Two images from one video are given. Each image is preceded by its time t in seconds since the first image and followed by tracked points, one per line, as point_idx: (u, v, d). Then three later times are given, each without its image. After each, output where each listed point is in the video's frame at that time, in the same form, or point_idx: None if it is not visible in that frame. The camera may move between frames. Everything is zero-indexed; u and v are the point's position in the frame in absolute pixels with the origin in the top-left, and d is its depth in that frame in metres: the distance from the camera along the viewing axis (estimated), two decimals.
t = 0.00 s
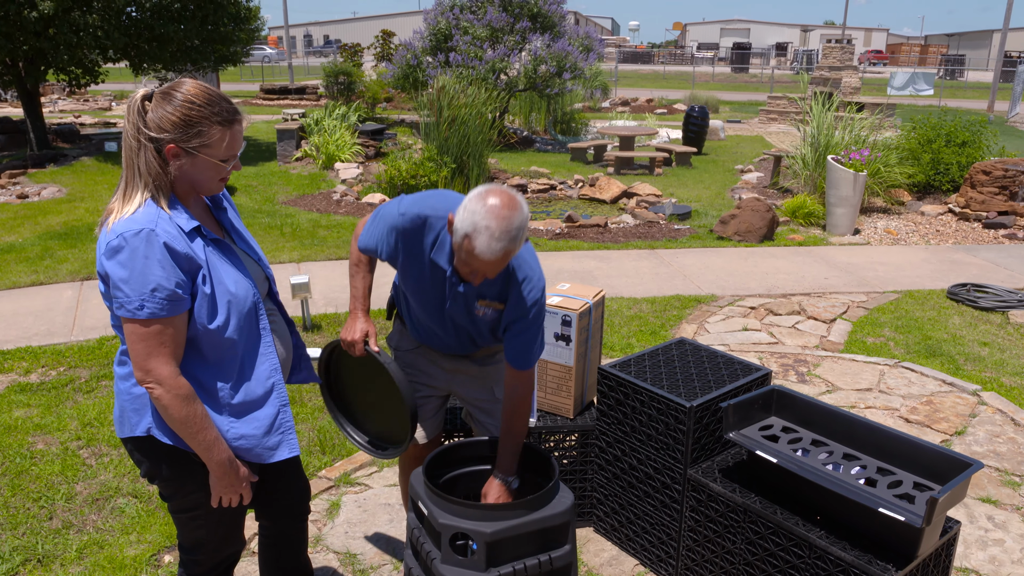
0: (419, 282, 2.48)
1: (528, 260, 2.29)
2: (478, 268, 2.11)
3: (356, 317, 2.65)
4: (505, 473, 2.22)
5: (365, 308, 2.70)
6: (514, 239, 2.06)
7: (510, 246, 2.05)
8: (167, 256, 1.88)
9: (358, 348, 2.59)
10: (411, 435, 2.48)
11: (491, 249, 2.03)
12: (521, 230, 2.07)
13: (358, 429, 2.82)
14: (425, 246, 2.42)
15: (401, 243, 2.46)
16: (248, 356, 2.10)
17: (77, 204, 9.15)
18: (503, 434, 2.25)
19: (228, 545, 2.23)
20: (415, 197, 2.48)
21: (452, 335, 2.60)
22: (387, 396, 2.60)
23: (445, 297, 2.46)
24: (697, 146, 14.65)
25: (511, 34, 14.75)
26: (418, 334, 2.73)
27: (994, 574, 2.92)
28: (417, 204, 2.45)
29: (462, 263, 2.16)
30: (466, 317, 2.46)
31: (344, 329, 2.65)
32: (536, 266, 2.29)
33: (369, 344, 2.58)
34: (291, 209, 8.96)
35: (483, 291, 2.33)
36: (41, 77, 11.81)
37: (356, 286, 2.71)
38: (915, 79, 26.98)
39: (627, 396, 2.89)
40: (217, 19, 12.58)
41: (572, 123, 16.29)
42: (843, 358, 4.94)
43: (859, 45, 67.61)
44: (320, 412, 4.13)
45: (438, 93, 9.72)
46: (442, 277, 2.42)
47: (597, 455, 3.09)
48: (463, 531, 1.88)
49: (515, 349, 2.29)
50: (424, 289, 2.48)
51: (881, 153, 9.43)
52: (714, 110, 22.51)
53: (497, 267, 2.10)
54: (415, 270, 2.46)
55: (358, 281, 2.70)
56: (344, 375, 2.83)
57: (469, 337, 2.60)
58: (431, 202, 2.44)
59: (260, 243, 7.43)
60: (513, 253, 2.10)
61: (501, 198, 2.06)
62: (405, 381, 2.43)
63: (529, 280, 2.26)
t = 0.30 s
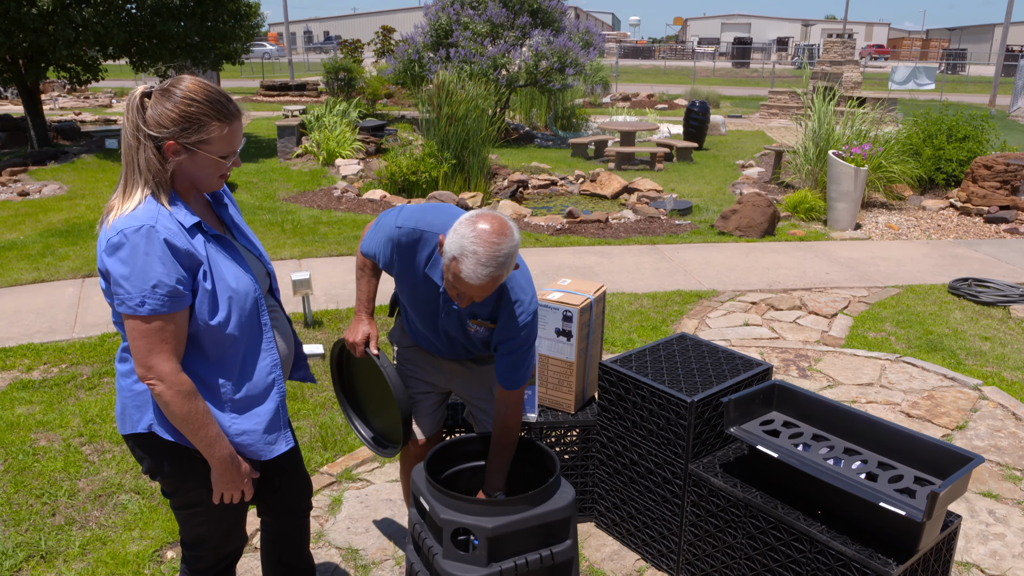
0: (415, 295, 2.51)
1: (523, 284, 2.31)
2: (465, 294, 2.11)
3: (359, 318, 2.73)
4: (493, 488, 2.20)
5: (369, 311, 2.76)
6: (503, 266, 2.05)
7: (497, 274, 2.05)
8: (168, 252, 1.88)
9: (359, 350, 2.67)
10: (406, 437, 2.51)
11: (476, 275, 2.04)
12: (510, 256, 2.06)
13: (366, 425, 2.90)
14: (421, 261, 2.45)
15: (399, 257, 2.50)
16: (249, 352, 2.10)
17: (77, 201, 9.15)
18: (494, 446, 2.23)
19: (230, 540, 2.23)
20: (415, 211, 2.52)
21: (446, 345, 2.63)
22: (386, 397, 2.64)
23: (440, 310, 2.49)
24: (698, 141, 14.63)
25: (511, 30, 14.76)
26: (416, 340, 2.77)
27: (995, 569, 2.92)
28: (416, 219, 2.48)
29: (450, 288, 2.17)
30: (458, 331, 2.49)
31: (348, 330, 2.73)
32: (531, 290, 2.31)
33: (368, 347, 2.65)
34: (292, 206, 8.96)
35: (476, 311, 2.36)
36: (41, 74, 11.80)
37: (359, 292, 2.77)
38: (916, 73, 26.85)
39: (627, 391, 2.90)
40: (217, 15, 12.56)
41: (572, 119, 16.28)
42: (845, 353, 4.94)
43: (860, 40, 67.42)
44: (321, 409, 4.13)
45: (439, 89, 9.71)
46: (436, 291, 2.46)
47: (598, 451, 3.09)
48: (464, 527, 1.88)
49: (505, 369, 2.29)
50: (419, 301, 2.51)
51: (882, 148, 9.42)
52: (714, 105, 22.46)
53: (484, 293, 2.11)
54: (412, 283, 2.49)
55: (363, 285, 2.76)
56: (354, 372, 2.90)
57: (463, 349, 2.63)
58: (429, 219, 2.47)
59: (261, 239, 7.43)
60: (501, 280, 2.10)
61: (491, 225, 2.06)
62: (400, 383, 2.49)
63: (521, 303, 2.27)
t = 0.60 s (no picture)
0: (413, 282, 2.49)
1: (518, 266, 2.25)
2: (452, 262, 2.08)
3: (359, 313, 2.72)
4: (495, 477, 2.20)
5: (369, 306, 2.77)
6: (493, 235, 2.02)
7: (486, 241, 2.01)
8: (168, 250, 1.88)
9: (359, 344, 2.68)
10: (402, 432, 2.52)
11: (463, 240, 2.01)
12: (502, 228, 2.03)
13: (366, 417, 2.91)
14: (418, 246, 2.43)
15: (398, 243, 2.49)
16: (249, 351, 2.10)
17: (77, 198, 9.15)
18: (494, 437, 2.22)
19: (230, 539, 2.23)
20: (412, 199, 2.50)
21: (448, 335, 2.60)
22: (384, 392, 2.65)
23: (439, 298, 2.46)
24: (698, 140, 14.63)
25: (511, 28, 14.80)
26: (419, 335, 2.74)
27: (993, 567, 2.93)
28: (411, 206, 2.47)
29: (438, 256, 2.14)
30: (458, 317, 2.46)
31: (347, 324, 2.74)
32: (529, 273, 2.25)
33: (368, 340, 2.66)
34: (291, 203, 8.96)
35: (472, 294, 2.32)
36: (40, 71, 11.78)
37: (360, 287, 2.78)
38: (916, 72, 26.82)
39: (627, 389, 2.90)
40: (217, 13, 12.57)
41: (572, 117, 16.28)
42: (844, 352, 4.94)
43: (860, 39, 67.36)
44: (321, 407, 4.14)
45: (439, 86, 9.71)
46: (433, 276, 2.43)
47: (598, 449, 3.10)
48: (463, 525, 1.88)
49: (506, 356, 2.26)
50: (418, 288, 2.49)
51: (882, 146, 9.41)
52: (715, 104, 22.47)
53: (473, 264, 2.07)
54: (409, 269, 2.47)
55: (364, 280, 2.76)
56: (354, 364, 2.91)
57: (465, 338, 2.59)
58: (426, 204, 2.46)
59: (260, 237, 7.43)
60: (493, 253, 2.06)
61: (487, 197, 2.04)
62: (397, 379, 2.50)
63: (519, 284, 2.23)
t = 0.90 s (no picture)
0: (413, 247, 2.48)
1: (519, 205, 2.31)
2: (448, 184, 2.13)
3: (358, 310, 2.73)
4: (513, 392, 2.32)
5: (368, 303, 2.77)
6: (489, 158, 2.09)
7: (479, 160, 2.08)
8: (168, 249, 1.88)
9: (359, 340, 2.68)
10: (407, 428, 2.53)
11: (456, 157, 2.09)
12: (496, 152, 2.10)
13: (367, 416, 2.91)
14: (416, 207, 2.45)
15: (395, 209, 2.51)
16: (249, 352, 2.10)
17: (76, 197, 9.15)
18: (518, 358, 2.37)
19: (230, 537, 2.24)
20: (405, 164, 2.55)
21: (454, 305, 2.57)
22: (388, 389, 2.66)
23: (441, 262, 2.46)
24: (697, 139, 14.65)
25: (510, 27, 14.85)
26: (423, 319, 2.71)
27: (991, 566, 2.94)
28: (405, 169, 2.51)
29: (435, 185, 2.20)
30: (465, 281, 2.45)
31: (347, 322, 2.73)
32: (529, 211, 2.31)
33: (369, 337, 2.66)
34: (290, 203, 8.96)
35: (478, 243, 2.34)
36: (39, 70, 11.77)
37: (359, 282, 2.79)
38: (916, 72, 26.81)
39: (626, 388, 2.90)
40: (216, 12, 12.57)
41: (571, 117, 16.28)
42: (842, 351, 4.95)
43: (859, 38, 67.39)
44: (320, 406, 4.14)
45: (437, 85, 9.72)
46: (434, 237, 2.43)
47: (597, 448, 3.10)
48: (462, 524, 1.88)
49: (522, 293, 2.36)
50: (419, 255, 2.47)
51: (880, 146, 9.42)
52: (714, 103, 22.47)
53: (471, 188, 2.13)
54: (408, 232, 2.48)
55: (361, 276, 2.79)
56: (356, 362, 2.91)
57: (471, 306, 2.57)
58: (417, 166, 2.50)
59: (260, 236, 7.43)
60: (486, 179, 2.13)
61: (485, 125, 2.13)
62: (400, 374, 2.50)
63: (522, 226, 2.28)
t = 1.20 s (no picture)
0: (413, 216, 2.55)
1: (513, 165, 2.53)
2: (443, 123, 2.28)
3: (356, 307, 2.73)
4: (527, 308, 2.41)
5: (365, 299, 2.77)
6: (480, 96, 2.28)
7: (468, 89, 2.26)
8: (171, 250, 1.88)
9: (357, 336, 2.68)
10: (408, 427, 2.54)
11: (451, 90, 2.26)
12: (485, 90, 2.28)
13: (365, 414, 2.91)
14: (415, 172, 2.56)
15: (392, 178, 2.60)
16: (249, 353, 2.11)
17: (76, 199, 9.15)
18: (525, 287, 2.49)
19: (231, 538, 2.24)
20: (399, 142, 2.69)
21: (452, 279, 2.57)
22: (388, 386, 2.66)
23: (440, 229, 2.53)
24: (697, 142, 14.65)
25: (509, 30, 14.78)
26: (423, 311, 2.67)
27: (990, 568, 2.94)
28: (398, 142, 2.63)
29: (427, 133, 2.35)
30: (465, 244, 2.52)
31: (344, 318, 2.73)
32: (524, 168, 2.56)
33: (367, 332, 2.67)
34: (290, 205, 8.96)
35: (478, 200, 2.48)
36: (39, 72, 11.78)
37: (355, 276, 2.80)
38: (915, 74, 26.82)
39: (626, 390, 2.91)
40: (216, 14, 12.59)
41: (571, 119, 16.28)
42: (841, 353, 4.95)
43: (858, 40, 67.47)
44: (320, 408, 4.14)
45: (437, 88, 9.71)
46: (434, 200, 2.53)
47: (597, 450, 3.11)
48: (462, 526, 1.89)
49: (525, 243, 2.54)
50: (418, 224, 2.55)
51: (879, 148, 9.43)
52: (713, 106, 22.47)
53: (465, 125, 2.28)
54: (407, 200, 2.57)
55: (358, 272, 2.79)
56: (354, 360, 2.91)
57: (471, 277, 2.59)
58: (410, 139, 2.64)
59: (259, 238, 7.44)
60: (474, 110, 2.28)
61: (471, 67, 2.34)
62: (401, 370, 2.50)
63: (517, 179, 2.52)
